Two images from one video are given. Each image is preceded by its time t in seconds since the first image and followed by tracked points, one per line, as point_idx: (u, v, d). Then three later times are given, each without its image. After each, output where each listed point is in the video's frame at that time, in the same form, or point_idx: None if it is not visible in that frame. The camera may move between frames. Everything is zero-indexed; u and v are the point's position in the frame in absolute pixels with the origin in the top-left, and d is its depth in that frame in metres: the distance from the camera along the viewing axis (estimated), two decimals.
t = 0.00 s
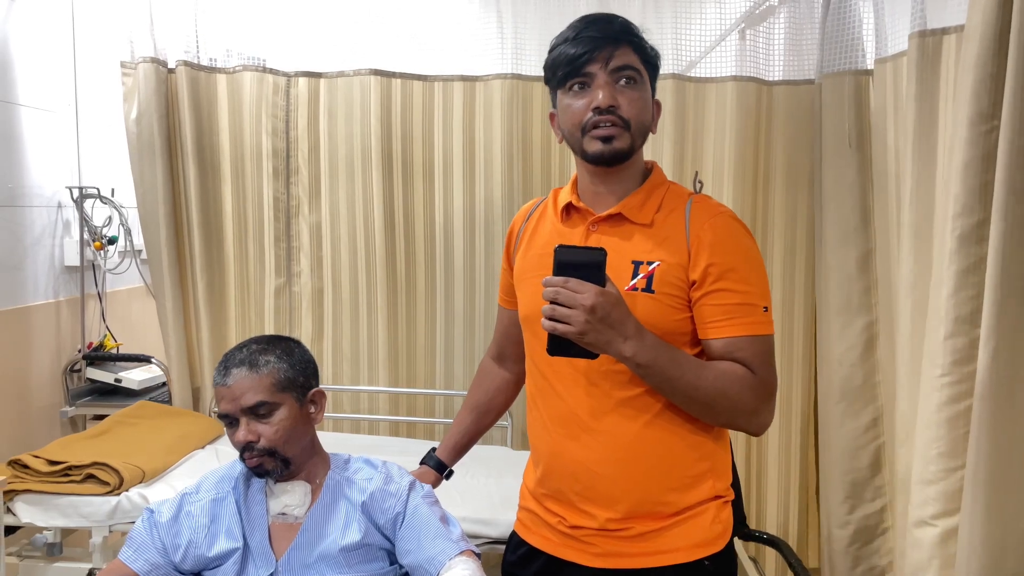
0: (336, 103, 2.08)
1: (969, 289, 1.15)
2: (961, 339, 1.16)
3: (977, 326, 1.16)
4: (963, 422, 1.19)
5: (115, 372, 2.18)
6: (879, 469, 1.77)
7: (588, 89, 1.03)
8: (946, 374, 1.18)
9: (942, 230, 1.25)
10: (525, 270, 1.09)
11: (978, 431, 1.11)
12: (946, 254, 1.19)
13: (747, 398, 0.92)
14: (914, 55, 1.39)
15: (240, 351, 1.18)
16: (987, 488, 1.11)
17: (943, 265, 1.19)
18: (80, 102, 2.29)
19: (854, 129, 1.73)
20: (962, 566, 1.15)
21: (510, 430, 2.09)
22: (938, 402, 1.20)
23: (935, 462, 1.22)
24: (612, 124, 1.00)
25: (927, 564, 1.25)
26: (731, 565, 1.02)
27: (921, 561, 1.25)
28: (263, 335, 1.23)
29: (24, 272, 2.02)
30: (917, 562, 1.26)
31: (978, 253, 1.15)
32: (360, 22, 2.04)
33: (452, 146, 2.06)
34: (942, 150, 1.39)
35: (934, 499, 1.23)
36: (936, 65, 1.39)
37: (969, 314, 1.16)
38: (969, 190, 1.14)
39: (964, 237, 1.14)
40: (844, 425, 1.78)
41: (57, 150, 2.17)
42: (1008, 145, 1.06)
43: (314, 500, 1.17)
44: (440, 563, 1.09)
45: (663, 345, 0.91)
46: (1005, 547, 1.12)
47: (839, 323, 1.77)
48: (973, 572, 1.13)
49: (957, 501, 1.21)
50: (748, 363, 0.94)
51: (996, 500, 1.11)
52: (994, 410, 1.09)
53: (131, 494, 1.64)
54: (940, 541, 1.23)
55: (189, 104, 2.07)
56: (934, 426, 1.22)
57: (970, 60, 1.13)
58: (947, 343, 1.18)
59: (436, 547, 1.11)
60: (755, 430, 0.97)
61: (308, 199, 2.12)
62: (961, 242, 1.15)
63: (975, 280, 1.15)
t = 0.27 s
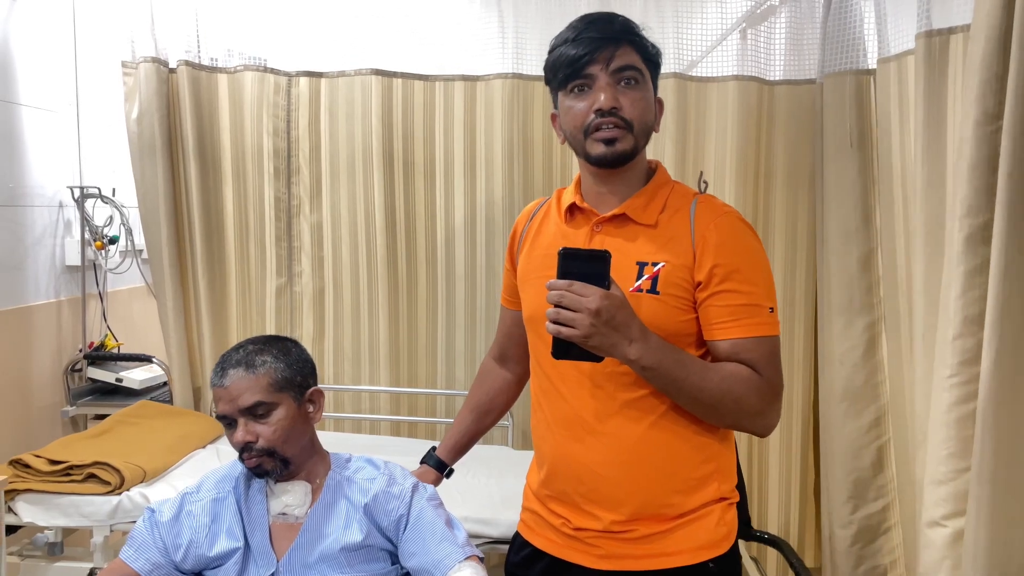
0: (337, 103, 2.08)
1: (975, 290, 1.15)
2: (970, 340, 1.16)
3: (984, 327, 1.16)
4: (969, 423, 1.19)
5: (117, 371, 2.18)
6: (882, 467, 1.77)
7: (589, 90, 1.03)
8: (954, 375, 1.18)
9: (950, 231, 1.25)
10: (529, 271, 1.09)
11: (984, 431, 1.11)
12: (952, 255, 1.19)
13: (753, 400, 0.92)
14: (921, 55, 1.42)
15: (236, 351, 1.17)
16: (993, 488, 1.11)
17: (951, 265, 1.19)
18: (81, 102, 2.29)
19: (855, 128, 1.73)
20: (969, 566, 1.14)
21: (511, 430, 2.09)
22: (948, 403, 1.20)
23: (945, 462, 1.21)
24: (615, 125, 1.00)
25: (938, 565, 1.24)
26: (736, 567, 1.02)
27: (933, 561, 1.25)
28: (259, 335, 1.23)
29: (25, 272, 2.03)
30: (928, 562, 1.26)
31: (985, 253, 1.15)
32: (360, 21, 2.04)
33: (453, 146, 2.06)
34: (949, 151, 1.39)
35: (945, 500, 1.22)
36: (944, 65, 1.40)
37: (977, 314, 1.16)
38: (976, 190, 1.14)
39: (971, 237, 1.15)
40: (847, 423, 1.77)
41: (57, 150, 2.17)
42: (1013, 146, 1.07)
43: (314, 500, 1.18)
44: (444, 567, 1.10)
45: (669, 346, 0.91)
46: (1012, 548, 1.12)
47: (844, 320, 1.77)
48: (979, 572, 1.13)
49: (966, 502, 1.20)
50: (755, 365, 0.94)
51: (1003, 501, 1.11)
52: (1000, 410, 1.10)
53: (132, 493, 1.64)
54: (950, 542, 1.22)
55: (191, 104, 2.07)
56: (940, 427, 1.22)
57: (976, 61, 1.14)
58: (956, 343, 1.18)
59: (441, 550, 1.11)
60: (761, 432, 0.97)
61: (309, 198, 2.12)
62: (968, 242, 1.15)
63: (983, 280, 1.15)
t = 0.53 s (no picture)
0: (338, 103, 2.09)
1: (981, 291, 1.16)
2: (979, 341, 1.17)
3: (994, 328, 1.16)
4: (975, 423, 1.19)
5: (118, 372, 2.18)
6: (878, 468, 1.78)
7: (596, 90, 1.03)
8: (964, 376, 1.18)
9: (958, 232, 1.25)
10: (535, 272, 1.09)
11: (990, 431, 1.11)
12: (959, 256, 1.19)
13: (761, 404, 0.92)
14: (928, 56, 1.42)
15: (238, 351, 1.18)
16: (1001, 489, 1.11)
17: (959, 266, 1.19)
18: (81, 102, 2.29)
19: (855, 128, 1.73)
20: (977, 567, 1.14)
21: (513, 430, 2.09)
22: (958, 404, 1.20)
23: (955, 463, 1.21)
24: (622, 126, 1.00)
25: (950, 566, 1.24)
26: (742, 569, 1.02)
27: (945, 563, 1.24)
28: (261, 335, 1.23)
29: (27, 272, 2.03)
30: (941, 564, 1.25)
31: (993, 254, 1.15)
32: (360, 21, 2.04)
33: (454, 146, 2.06)
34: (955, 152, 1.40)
35: (956, 501, 1.22)
36: (951, 64, 1.40)
37: (985, 315, 1.16)
38: (983, 192, 1.15)
39: (979, 238, 1.15)
40: (843, 423, 1.78)
41: (58, 150, 2.17)
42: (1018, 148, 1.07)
43: (315, 501, 1.18)
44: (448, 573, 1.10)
45: (676, 349, 0.91)
46: (1019, 548, 1.12)
47: (836, 320, 1.77)
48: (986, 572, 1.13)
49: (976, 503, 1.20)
50: (763, 368, 0.94)
51: (1010, 502, 1.11)
52: (1007, 411, 1.10)
53: (133, 494, 1.64)
54: (961, 543, 1.22)
55: (192, 105, 2.07)
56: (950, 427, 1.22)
57: (982, 61, 1.14)
58: (965, 344, 1.18)
59: (446, 556, 1.11)
60: (769, 435, 0.97)
61: (310, 199, 2.12)
62: (975, 243, 1.16)
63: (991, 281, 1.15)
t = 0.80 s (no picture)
0: (339, 104, 2.09)
1: (986, 291, 1.16)
2: (987, 341, 1.17)
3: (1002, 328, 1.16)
4: (980, 423, 1.19)
5: (120, 372, 2.18)
6: (869, 469, 1.81)
7: (600, 91, 1.03)
8: (972, 377, 1.19)
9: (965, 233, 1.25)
10: (539, 274, 1.09)
11: (995, 432, 1.11)
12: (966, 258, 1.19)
13: (767, 407, 0.92)
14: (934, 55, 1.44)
15: (249, 350, 1.18)
16: (1007, 489, 1.11)
17: (965, 267, 1.19)
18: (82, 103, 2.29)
19: (852, 129, 1.74)
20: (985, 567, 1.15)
21: (513, 431, 2.10)
22: (967, 405, 1.20)
23: (965, 464, 1.21)
24: (628, 126, 1.00)
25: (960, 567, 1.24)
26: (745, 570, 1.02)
27: (955, 563, 1.24)
28: (273, 335, 1.24)
29: (28, 273, 2.03)
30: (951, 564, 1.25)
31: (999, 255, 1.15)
32: (359, 21, 2.04)
33: (455, 146, 2.06)
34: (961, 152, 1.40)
35: (966, 501, 1.22)
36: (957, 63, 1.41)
37: (993, 316, 1.16)
38: (988, 193, 1.15)
39: (985, 239, 1.16)
40: (834, 424, 1.80)
41: (59, 151, 2.16)
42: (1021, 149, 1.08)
43: (319, 503, 1.18)
44: None
45: (682, 353, 0.92)
46: None
47: (833, 322, 1.79)
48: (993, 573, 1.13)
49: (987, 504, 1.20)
50: (768, 372, 0.94)
51: (1017, 502, 1.11)
52: (1014, 411, 1.10)
53: (135, 494, 1.64)
54: (971, 544, 1.22)
55: (193, 106, 2.07)
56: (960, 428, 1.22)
57: (986, 62, 1.15)
58: (972, 345, 1.18)
59: (441, 558, 1.12)
60: (773, 438, 0.97)
61: (311, 199, 2.13)
62: (981, 245, 1.16)
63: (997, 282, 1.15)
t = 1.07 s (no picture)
0: (339, 105, 2.09)
1: (990, 293, 1.16)
2: (993, 343, 1.16)
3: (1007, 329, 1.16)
4: (986, 425, 1.19)
5: (120, 373, 2.18)
6: (859, 470, 1.82)
7: (594, 92, 1.04)
8: (978, 378, 1.19)
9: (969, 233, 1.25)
10: (535, 275, 1.09)
11: (998, 433, 1.11)
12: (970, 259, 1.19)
13: (764, 408, 0.93)
14: (938, 56, 1.43)
15: (261, 347, 1.18)
16: (1011, 490, 1.11)
17: (970, 268, 1.19)
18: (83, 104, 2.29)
19: (851, 130, 1.74)
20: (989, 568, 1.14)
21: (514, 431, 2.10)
22: (972, 406, 1.20)
23: (972, 465, 1.21)
24: (622, 128, 1.00)
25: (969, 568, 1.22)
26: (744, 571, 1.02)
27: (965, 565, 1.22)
28: (284, 334, 1.24)
29: (29, 274, 2.03)
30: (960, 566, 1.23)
31: (1003, 256, 1.15)
32: (360, 22, 2.05)
33: (455, 147, 2.07)
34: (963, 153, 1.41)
35: (974, 502, 1.20)
36: (961, 63, 1.41)
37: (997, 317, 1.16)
38: (993, 193, 1.15)
39: (989, 240, 1.15)
40: (826, 424, 1.81)
41: (59, 152, 2.17)
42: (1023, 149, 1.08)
43: (320, 504, 1.18)
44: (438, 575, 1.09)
45: (681, 354, 0.92)
46: None
47: (824, 322, 1.80)
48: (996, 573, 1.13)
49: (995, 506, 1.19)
50: (766, 373, 0.94)
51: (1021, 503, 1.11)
52: (1016, 412, 1.10)
53: (135, 494, 1.65)
54: (979, 546, 1.21)
55: (194, 107, 2.07)
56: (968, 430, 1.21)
57: (990, 63, 1.15)
58: (978, 346, 1.17)
59: (436, 554, 1.11)
60: (770, 439, 0.97)
61: (312, 200, 2.13)
62: (985, 245, 1.16)
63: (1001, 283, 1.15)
